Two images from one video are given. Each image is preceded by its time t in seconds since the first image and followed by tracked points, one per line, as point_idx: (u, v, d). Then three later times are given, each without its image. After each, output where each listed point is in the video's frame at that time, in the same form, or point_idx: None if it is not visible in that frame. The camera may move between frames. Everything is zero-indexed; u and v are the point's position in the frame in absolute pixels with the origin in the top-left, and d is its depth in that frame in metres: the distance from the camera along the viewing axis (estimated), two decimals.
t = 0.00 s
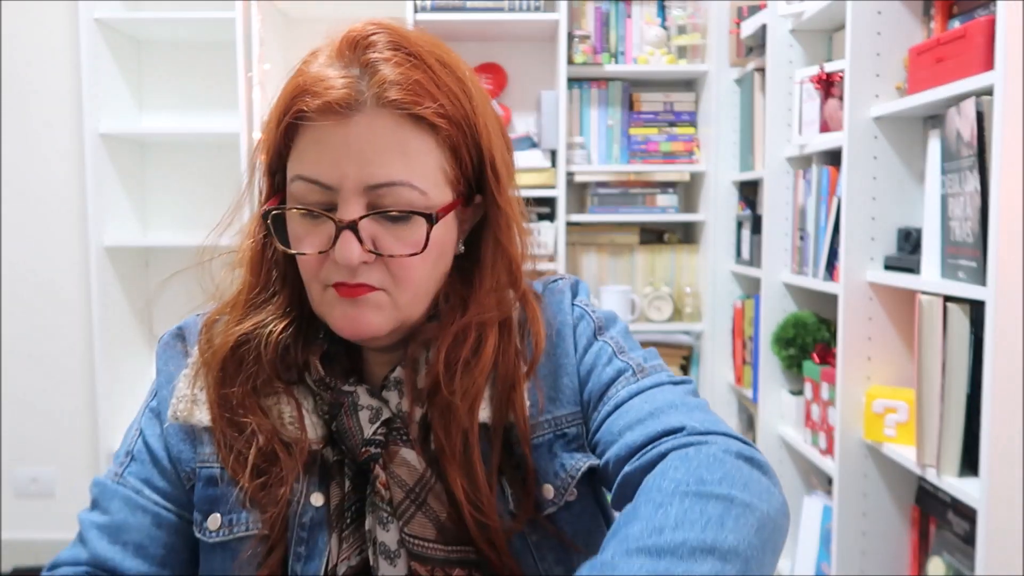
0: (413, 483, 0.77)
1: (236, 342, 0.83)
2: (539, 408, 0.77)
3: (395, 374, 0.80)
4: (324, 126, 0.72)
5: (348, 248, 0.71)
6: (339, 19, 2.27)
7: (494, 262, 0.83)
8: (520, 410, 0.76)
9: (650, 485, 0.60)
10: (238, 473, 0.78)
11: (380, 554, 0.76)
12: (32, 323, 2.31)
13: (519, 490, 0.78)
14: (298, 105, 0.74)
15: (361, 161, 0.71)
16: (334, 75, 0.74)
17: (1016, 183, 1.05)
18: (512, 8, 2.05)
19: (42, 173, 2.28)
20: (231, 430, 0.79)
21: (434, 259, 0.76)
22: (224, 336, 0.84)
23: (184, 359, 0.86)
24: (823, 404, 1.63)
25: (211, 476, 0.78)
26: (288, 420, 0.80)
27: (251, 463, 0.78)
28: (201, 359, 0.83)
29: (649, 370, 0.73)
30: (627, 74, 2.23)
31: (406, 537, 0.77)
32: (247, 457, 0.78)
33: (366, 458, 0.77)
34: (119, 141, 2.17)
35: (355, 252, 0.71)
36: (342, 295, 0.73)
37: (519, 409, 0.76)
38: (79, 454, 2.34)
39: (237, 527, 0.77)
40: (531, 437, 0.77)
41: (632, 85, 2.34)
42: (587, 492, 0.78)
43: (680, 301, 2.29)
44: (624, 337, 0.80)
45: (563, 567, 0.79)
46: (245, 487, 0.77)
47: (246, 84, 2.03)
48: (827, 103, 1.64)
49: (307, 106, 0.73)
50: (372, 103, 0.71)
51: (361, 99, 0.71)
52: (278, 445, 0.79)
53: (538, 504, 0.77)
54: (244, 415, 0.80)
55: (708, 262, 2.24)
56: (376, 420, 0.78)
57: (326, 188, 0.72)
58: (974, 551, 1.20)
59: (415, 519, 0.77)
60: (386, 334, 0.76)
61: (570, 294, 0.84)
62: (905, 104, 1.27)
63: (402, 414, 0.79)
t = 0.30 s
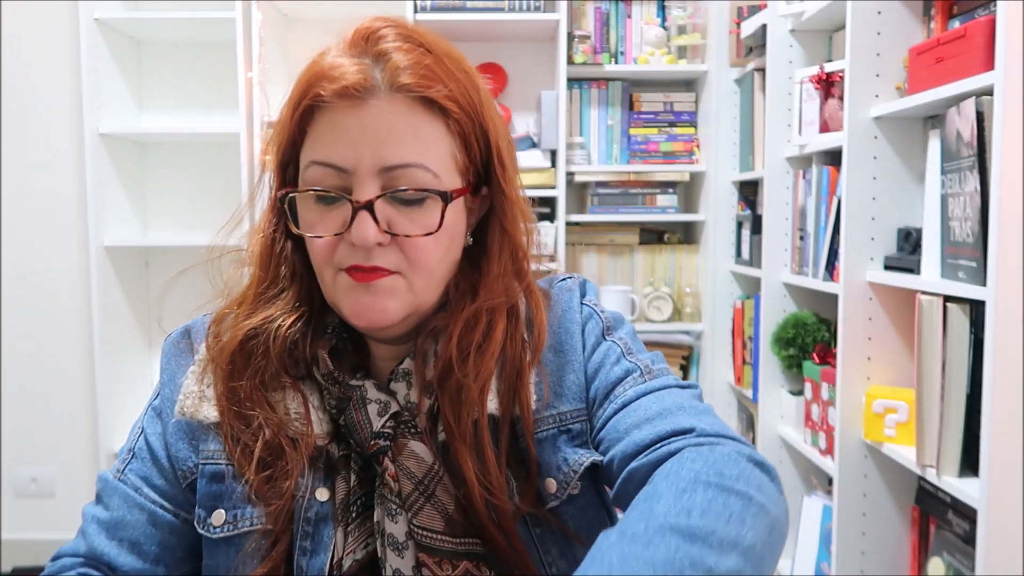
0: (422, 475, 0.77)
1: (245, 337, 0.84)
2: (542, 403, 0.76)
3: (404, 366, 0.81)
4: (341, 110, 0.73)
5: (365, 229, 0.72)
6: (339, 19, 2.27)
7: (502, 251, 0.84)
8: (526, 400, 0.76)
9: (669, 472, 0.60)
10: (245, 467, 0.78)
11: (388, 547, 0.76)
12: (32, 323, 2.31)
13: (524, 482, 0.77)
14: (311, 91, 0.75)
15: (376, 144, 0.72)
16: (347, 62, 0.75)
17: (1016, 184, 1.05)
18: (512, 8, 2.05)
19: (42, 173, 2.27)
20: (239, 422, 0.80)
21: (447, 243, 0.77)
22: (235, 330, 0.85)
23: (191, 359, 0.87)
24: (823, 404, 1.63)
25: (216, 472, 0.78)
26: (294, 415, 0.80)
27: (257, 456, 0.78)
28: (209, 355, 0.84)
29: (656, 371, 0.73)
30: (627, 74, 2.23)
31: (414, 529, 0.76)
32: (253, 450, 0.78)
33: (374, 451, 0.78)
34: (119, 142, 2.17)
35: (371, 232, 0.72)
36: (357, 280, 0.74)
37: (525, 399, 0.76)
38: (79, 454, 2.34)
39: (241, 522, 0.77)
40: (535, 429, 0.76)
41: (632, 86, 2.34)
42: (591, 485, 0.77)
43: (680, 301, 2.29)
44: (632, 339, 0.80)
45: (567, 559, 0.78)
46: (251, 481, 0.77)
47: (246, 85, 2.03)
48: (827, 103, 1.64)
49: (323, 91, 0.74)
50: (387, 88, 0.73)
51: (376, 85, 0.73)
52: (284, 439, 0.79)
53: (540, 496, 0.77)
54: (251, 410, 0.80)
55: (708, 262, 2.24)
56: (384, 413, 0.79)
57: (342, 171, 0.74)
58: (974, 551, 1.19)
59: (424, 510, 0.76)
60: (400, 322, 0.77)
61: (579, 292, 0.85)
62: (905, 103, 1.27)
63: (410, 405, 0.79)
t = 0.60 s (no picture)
0: (412, 479, 0.77)
1: (245, 338, 0.84)
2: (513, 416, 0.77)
3: (401, 365, 0.81)
4: (352, 111, 0.73)
5: (375, 231, 0.72)
6: (339, 20, 2.27)
7: (506, 252, 0.84)
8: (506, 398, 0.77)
9: (605, 537, 0.59)
10: (239, 467, 0.78)
11: (377, 551, 0.76)
12: (32, 323, 2.31)
13: (502, 488, 0.77)
14: (322, 91, 0.75)
15: (387, 145, 0.72)
16: (357, 62, 0.75)
17: (1016, 183, 1.05)
18: (512, 8, 2.05)
19: (42, 173, 2.27)
20: (236, 423, 0.80)
21: (455, 244, 0.77)
22: (234, 331, 0.85)
23: (194, 357, 0.87)
24: (823, 404, 1.63)
25: (211, 470, 0.78)
26: (290, 417, 0.81)
27: (250, 458, 0.78)
28: (210, 355, 0.84)
29: (634, 395, 0.73)
30: (627, 74, 2.23)
31: (404, 533, 0.76)
32: (247, 451, 0.79)
33: (366, 455, 0.77)
34: (119, 142, 2.17)
35: (382, 234, 0.72)
36: (366, 283, 0.74)
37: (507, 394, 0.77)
38: (79, 453, 2.34)
39: (236, 521, 0.77)
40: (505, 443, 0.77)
41: (632, 86, 2.34)
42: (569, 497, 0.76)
43: (680, 301, 2.29)
44: (620, 354, 0.79)
45: (555, 565, 0.78)
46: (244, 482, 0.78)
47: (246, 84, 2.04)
48: (827, 103, 1.64)
49: (334, 92, 0.74)
50: (398, 88, 0.73)
51: (387, 85, 0.73)
52: (280, 441, 0.79)
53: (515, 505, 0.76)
54: (248, 412, 0.81)
55: (708, 262, 2.24)
56: (376, 416, 0.77)
57: (352, 172, 0.73)
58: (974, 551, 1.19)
59: (414, 515, 0.76)
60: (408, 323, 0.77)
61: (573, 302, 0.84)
62: (905, 103, 1.27)
63: (404, 406, 0.79)
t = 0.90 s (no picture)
0: (415, 475, 0.77)
1: (242, 333, 0.84)
2: (525, 412, 0.76)
3: (402, 359, 0.81)
4: (357, 87, 0.77)
5: (381, 200, 0.75)
6: (339, 20, 2.27)
7: (503, 237, 0.88)
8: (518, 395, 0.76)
9: (671, 518, 0.59)
10: (236, 465, 0.79)
11: (378, 546, 0.76)
12: (31, 323, 2.31)
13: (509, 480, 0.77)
14: (323, 71, 0.79)
15: (390, 119, 0.76)
16: (358, 46, 0.80)
17: (1016, 183, 1.05)
18: (512, 8, 2.05)
19: (43, 173, 2.27)
20: (233, 416, 0.80)
21: (455, 219, 0.81)
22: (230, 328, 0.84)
23: (184, 355, 0.87)
24: (823, 404, 1.63)
25: (204, 469, 0.78)
26: (288, 413, 0.81)
27: (247, 455, 0.79)
28: (205, 350, 0.84)
29: (654, 400, 0.73)
30: (627, 74, 2.23)
31: (406, 530, 0.77)
32: (244, 448, 0.79)
33: (369, 450, 0.77)
34: (119, 142, 2.17)
35: (387, 203, 0.76)
36: (369, 254, 0.76)
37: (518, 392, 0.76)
38: (79, 454, 2.34)
39: (231, 520, 0.77)
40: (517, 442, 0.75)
41: (632, 86, 2.34)
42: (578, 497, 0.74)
43: (680, 301, 2.29)
44: (632, 358, 0.80)
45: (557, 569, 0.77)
46: (242, 480, 0.78)
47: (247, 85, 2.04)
48: (827, 103, 1.64)
49: (338, 69, 0.78)
50: (399, 66, 0.78)
51: (389, 64, 0.78)
52: (277, 438, 0.79)
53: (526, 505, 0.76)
54: (245, 407, 0.80)
55: (708, 263, 2.24)
56: (381, 411, 0.78)
57: (357, 146, 0.77)
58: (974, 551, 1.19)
59: (416, 511, 0.77)
60: (409, 302, 0.79)
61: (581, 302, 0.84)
62: (905, 103, 1.27)
63: (405, 401, 0.80)
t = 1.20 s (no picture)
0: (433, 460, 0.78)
1: (262, 319, 0.86)
2: (551, 396, 0.78)
3: (419, 349, 0.85)
4: (369, 74, 0.81)
5: (394, 178, 0.78)
6: (339, 19, 2.27)
7: (509, 231, 0.92)
8: (539, 378, 0.79)
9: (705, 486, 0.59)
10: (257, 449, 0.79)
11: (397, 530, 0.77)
12: (31, 323, 2.31)
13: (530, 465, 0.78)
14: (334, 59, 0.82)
15: (401, 105, 0.80)
16: (369, 37, 0.84)
17: (1016, 183, 1.05)
18: (512, 8, 2.05)
19: (43, 172, 2.28)
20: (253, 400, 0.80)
21: (463, 203, 0.84)
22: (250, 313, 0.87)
23: (195, 342, 0.87)
24: (823, 404, 1.63)
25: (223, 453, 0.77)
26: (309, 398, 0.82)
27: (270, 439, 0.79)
28: (224, 341, 0.85)
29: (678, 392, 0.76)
30: (627, 74, 2.23)
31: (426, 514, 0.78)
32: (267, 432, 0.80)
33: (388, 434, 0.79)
34: (119, 142, 2.17)
35: (401, 182, 0.79)
36: (381, 230, 0.79)
37: (538, 375, 0.79)
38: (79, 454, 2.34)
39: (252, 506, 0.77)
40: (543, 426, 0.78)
41: (631, 86, 2.34)
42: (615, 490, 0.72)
43: (680, 301, 2.29)
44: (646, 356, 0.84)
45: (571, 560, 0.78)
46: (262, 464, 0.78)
47: (247, 85, 2.04)
48: (827, 103, 1.64)
49: (351, 56, 0.82)
50: (409, 57, 0.82)
51: (400, 54, 0.82)
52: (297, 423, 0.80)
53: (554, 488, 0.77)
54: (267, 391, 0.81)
55: (708, 263, 2.24)
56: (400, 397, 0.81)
57: (370, 130, 0.81)
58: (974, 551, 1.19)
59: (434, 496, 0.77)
60: (419, 281, 0.81)
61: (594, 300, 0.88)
62: (904, 103, 1.27)
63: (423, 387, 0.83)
